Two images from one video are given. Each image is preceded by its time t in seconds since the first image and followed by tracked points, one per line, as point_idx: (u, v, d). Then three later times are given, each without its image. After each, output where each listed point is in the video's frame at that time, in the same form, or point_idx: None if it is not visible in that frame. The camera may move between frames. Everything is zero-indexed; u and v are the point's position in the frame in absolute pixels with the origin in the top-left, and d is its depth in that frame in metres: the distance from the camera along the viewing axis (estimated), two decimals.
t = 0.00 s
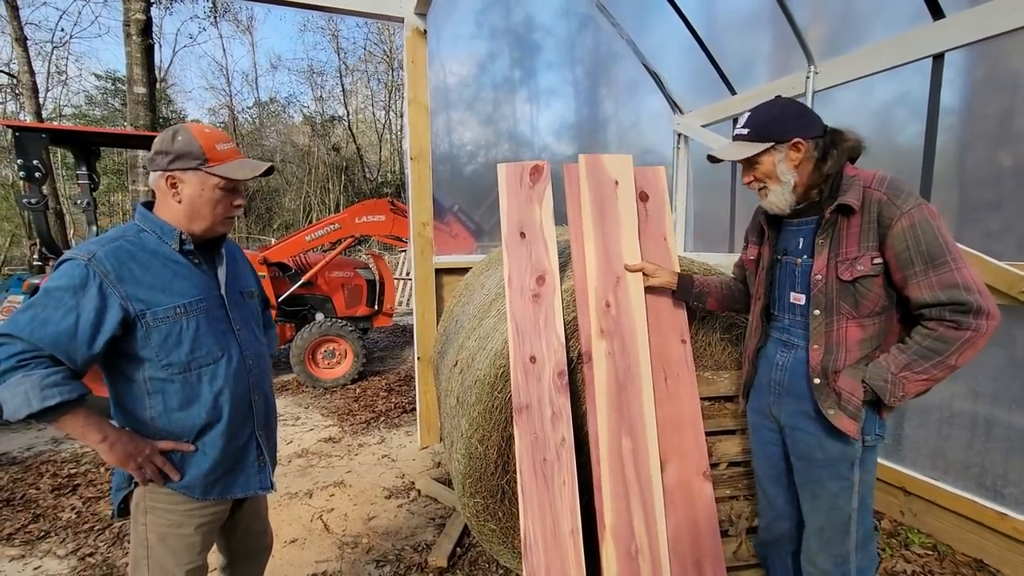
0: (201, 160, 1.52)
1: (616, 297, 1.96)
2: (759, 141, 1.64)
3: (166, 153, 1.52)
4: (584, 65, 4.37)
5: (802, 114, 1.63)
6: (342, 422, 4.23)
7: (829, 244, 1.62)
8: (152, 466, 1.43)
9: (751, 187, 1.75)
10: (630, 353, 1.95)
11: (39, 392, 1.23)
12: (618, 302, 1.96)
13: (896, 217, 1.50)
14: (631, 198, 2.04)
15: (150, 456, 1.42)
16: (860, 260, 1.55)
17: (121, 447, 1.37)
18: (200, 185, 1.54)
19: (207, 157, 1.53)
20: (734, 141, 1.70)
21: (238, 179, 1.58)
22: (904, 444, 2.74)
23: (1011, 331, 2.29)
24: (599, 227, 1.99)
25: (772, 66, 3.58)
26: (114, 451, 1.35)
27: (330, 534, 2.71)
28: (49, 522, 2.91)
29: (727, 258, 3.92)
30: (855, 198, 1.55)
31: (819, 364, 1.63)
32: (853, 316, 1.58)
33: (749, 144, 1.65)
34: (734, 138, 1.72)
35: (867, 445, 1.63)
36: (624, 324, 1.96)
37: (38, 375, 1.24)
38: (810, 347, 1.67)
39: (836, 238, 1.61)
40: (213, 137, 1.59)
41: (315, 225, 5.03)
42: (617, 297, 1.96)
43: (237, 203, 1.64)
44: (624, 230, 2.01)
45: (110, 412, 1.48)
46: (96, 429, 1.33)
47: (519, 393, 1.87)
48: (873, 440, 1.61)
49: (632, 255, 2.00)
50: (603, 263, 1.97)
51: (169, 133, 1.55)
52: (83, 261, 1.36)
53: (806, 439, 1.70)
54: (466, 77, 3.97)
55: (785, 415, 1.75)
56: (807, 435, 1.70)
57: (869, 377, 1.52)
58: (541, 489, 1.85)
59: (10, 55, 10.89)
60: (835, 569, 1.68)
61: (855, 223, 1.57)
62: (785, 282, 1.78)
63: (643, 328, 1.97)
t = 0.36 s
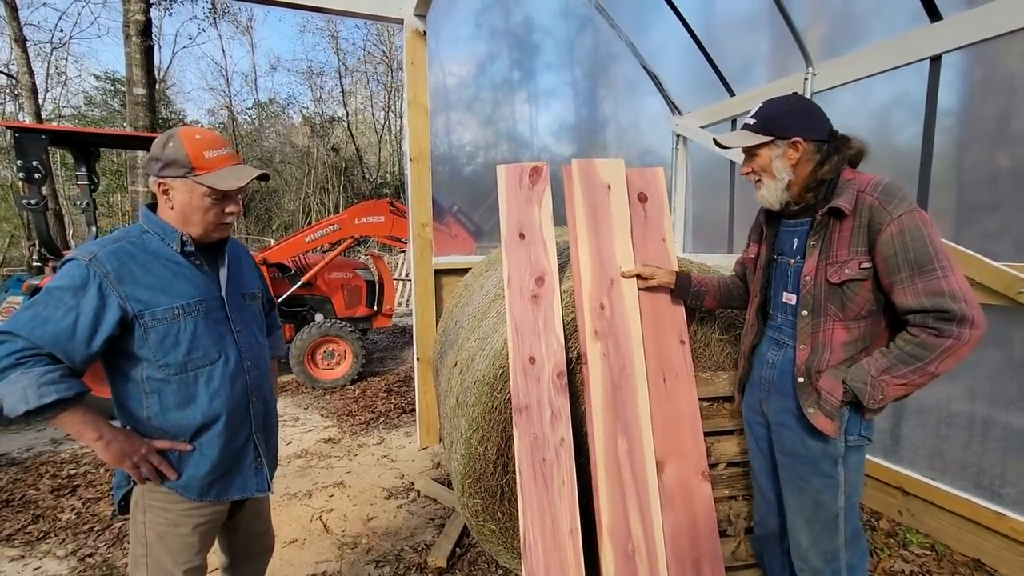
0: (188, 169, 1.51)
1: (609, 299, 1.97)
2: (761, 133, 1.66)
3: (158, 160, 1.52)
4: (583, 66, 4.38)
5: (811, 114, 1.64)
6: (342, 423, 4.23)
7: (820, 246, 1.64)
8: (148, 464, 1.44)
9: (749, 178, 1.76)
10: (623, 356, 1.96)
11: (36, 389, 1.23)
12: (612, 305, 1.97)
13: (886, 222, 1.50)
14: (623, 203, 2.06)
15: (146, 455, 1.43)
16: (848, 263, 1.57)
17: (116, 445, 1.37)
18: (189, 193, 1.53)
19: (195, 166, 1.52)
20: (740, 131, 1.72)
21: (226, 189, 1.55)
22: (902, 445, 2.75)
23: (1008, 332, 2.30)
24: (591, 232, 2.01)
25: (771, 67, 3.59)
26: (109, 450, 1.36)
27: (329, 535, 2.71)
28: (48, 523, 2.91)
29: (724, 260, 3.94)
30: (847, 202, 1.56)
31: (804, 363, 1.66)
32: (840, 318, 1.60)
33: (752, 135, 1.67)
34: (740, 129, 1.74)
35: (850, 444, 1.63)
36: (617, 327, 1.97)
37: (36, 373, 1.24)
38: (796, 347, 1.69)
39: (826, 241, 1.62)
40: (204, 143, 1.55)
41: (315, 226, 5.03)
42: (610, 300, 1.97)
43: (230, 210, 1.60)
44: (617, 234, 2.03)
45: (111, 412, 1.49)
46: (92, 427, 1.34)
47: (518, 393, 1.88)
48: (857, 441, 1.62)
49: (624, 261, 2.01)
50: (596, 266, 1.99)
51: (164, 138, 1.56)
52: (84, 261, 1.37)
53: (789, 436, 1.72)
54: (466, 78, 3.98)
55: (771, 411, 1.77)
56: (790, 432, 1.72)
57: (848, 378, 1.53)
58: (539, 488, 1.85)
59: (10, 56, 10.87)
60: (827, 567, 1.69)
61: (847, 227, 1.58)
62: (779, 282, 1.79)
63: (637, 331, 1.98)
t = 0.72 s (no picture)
0: (171, 173, 1.51)
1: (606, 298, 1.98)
2: (762, 134, 1.66)
3: (147, 164, 1.53)
4: (583, 66, 4.38)
5: (812, 114, 1.63)
6: (341, 423, 4.23)
7: (823, 246, 1.64)
8: (151, 463, 1.44)
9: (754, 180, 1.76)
10: (620, 355, 1.96)
11: (42, 388, 1.24)
12: (609, 304, 1.97)
13: (889, 223, 1.50)
14: (619, 203, 2.07)
15: (149, 454, 1.43)
16: (851, 263, 1.57)
17: (120, 444, 1.37)
18: (176, 197, 1.53)
19: (178, 170, 1.51)
20: (742, 132, 1.72)
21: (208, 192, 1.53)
22: (901, 445, 2.75)
23: (1007, 332, 2.31)
24: (587, 232, 2.02)
25: (771, 68, 3.60)
26: (112, 449, 1.36)
27: (328, 534, 2.71)
28: (47, 523, 2.91)
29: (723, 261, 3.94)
30: (850, 203, 1.57)
31: (806, 362, 1.66)
32: (842, 318, 1.60)
33: (753, 137, 1.68)
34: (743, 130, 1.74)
35: (850, 444, 1.63)
36: (614, 326, 1.97)
37: (42, 371, 1.25)
38: (799, 347, 1.69)
39: (830, 241, 1.62)
40: (188, 146, 1.53)
41: (314, 226, 5.04)
42: (608, 299, 1.98)
43: (220, 214, 1.58)
44: (614, 234, 2.03)
45: (113, 411, 1.49)
46: (95, 427, 1.34)
47: (518, 393, 1.88)
48: (857, 441, 1.63)
49: (621, 260, 2.02)
50: (592, 266, 1.99)
51: (155, 141, 1.56)
52: (89, 259, 1.37)
53: (790, 434, 1.72)
54: (466, 78, 3.98)
55: (772, 411, 1.78)
56: (791, 431, 1.72)
57: (850, 377, 1.53)
58: (538, 488, 1.85)
59: (9, 57, 10.86)
60: (827, 566, 1.70)
61: (851, 227, 1.58)
62: (782, 282, 1.80)
63: (634, 330, 1.98)
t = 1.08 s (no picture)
0: (180, 177, 1.50)
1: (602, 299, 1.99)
2: (770, 133, 1.66)
3: (151, 169, 1.52)
4: (582, 67, 4.39)
5: (817, 113, 1.64)
6: (341, 424, 4.23)
7: (829, 246, 1.64)
8: (156, 464, 1.44)
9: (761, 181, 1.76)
10: (616, 356, 1.97)
11: (50, 390, 1.24)
12: (604, 305, 1.99)
13: (896, 223, 1.50)
14: (614, 205, 2.09)
15: (154, 455, 1.43)
16: (858, 264, 1.57)
17: (125, 446, 1.38)
18: (184, 201, 1.53)
19: (186, 173, 1.51)
20: (748, 132, 1.72)
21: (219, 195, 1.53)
22: (900, 445, 2.75)
23: (1005, 332, 2.31)
24: (582, 233, 2.04)
25: (770, 68, 3.60)
26: (117, 451, 1.36)
27: (328, 535, 2.72)
28: (47, 524, 2.91)
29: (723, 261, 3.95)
30: (858, 203, 1.57)
31: (811, 363, 1.66)
32: (847, 319, 1.60)
33: (760, 136, 1.68)
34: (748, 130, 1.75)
35: (855, 445, 1.63)
36: (610, 327, 1.98)
37: (51, 373, 1.25)
38: (804, 347, 1.70)
39: (836, 242, 1.63)
40: (193, 149, 1.53)
41: (314, 227, 5.04)
42: (603, 300, 1.99)
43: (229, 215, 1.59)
44: (609, 235, 2.05)
45: (114, 412, 1.48)
46: (100, 428, 1.34)
47: (517, 394, 1.89)
48: (861, 442, 1.63)
49: (616, 262, 2.03)
50: (587, 268, 2.01)
51: (156, 144, 1.54)
52: (94, 261, 1.37)
53: (794, 435, 1.72)
54: (466, 79, 3.99)
55: (776, 412, 1.78)
56: (794, 431, 1.72)
57: (856, 378, 1.53)
58: (536, 489, 1.86)
59: (8, 58, 10.86)
60: (827, 566, 1.71)
61: (858, 228, 1.58)
62: (786, 282, 1.80)
63: (630, 330, 1.99)
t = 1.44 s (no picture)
0: (197, 175, 1.52)
1: (600, 300, 2.00)
2: (778, 133, 1.67)
3: (162, 171, 1.51)
4: (582, 68, 4.40)
5: (827, 112, 1.64)
6: (341, 424, 4.24)
7: (837, 247, 1.64)
8: (160, 464, 1.45)
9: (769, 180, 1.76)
10: (614, 357, 1.97)
11: (56, 392, 1.25)
12: (602, 306, 1.99)
13: (905, 225, 1.50)
14: (611, 206, 2.10)
15: (158, 455, 1.44)
16: (866, 266, 1.57)
17: (129, 446, 1.39)
18: (200, 199, 1.55)
19: (203, 171, 1.53)
20: (756, 132, 1.73)
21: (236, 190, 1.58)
22: (900, 445, 2.76)
23: (1006, 333, 2.32)
24: (580, 235, 2.04)
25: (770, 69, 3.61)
26: (122, 451, 1.37)
27: (329, 535, 2.72)
28: (48, 525, 2.91)
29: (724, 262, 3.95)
30: (866, 204, 1.57)
31: (817, 364, 1.67)
32: (854, 320, 1.61)
33: (769, 136, 1.69)
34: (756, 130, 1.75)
35: (859, 446, 1.64)
36: (608, 328, 1.99)
37: (56, 375, 1.26)
38: (810, 348, 1.70)
39: (844, 243, 1.63)
40: (204, 147, 1.55)
41: (314, 228, 5.05)
42: (602, 301, 2.00)
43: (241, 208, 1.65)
44: (607, 237, 2.06)
45: (118, 413, 1.48)
46: (105, 430, 1.35)
47: (518, 394, 1.89)
48: (865, 444, 1.64)
49: (614, 263, 2.04)
50: (586, 269, 2.02)
51: (160, 146, 1.53)
52: (98, 262, 1.38)
53: (798, 436, 1.73)
54: (466, 80, 3.99)
55: (780, 412, 1.79)
56: (799, 433, 1.73)
57: (861, 380, 1.54)
58: (536, 489, 1.86)
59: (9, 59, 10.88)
60: (830, 566, 1.71)
61: (866, 229, 1.58)
62: (793, 282, 1.81)
63: (628, 331, 2.00)
